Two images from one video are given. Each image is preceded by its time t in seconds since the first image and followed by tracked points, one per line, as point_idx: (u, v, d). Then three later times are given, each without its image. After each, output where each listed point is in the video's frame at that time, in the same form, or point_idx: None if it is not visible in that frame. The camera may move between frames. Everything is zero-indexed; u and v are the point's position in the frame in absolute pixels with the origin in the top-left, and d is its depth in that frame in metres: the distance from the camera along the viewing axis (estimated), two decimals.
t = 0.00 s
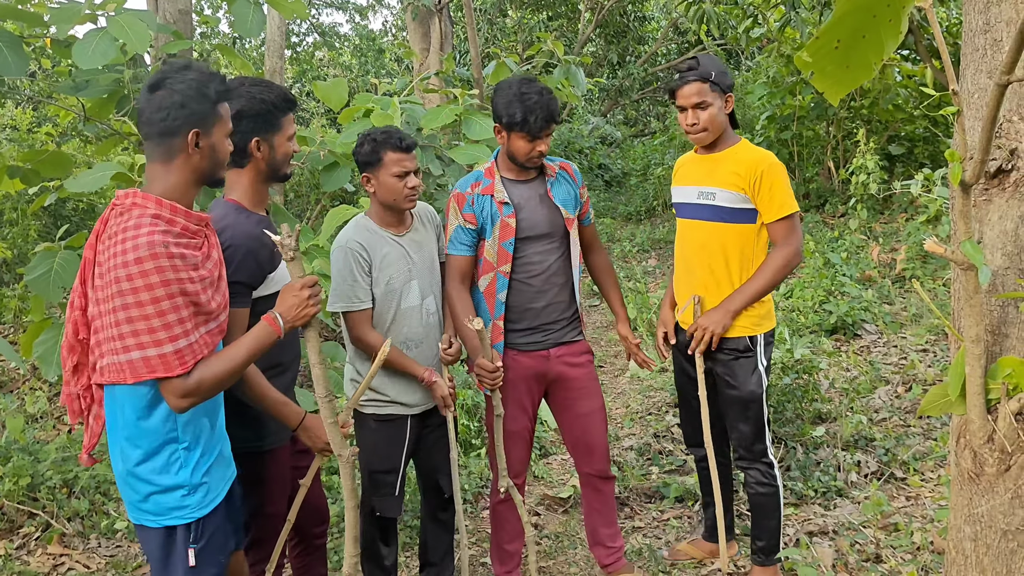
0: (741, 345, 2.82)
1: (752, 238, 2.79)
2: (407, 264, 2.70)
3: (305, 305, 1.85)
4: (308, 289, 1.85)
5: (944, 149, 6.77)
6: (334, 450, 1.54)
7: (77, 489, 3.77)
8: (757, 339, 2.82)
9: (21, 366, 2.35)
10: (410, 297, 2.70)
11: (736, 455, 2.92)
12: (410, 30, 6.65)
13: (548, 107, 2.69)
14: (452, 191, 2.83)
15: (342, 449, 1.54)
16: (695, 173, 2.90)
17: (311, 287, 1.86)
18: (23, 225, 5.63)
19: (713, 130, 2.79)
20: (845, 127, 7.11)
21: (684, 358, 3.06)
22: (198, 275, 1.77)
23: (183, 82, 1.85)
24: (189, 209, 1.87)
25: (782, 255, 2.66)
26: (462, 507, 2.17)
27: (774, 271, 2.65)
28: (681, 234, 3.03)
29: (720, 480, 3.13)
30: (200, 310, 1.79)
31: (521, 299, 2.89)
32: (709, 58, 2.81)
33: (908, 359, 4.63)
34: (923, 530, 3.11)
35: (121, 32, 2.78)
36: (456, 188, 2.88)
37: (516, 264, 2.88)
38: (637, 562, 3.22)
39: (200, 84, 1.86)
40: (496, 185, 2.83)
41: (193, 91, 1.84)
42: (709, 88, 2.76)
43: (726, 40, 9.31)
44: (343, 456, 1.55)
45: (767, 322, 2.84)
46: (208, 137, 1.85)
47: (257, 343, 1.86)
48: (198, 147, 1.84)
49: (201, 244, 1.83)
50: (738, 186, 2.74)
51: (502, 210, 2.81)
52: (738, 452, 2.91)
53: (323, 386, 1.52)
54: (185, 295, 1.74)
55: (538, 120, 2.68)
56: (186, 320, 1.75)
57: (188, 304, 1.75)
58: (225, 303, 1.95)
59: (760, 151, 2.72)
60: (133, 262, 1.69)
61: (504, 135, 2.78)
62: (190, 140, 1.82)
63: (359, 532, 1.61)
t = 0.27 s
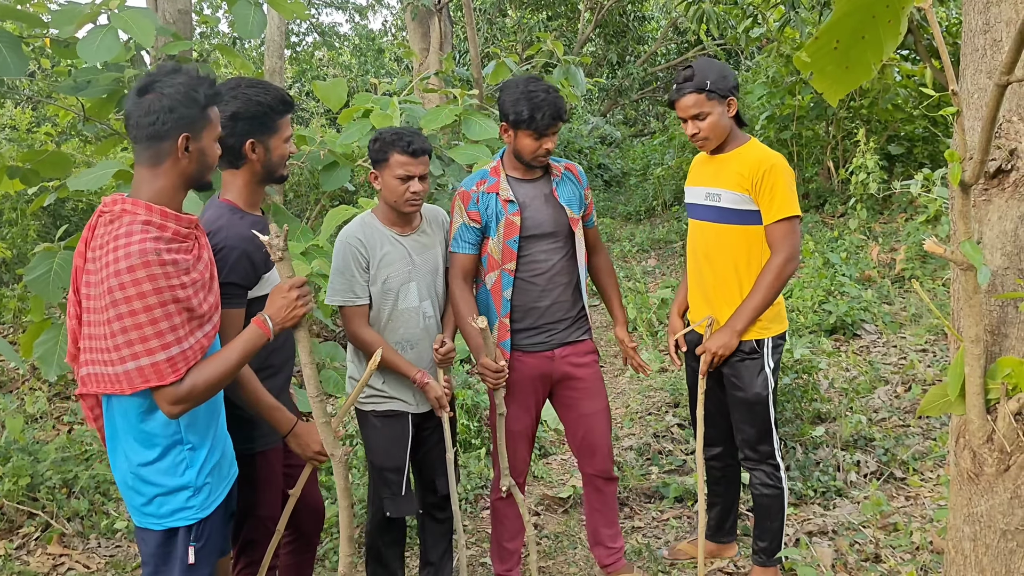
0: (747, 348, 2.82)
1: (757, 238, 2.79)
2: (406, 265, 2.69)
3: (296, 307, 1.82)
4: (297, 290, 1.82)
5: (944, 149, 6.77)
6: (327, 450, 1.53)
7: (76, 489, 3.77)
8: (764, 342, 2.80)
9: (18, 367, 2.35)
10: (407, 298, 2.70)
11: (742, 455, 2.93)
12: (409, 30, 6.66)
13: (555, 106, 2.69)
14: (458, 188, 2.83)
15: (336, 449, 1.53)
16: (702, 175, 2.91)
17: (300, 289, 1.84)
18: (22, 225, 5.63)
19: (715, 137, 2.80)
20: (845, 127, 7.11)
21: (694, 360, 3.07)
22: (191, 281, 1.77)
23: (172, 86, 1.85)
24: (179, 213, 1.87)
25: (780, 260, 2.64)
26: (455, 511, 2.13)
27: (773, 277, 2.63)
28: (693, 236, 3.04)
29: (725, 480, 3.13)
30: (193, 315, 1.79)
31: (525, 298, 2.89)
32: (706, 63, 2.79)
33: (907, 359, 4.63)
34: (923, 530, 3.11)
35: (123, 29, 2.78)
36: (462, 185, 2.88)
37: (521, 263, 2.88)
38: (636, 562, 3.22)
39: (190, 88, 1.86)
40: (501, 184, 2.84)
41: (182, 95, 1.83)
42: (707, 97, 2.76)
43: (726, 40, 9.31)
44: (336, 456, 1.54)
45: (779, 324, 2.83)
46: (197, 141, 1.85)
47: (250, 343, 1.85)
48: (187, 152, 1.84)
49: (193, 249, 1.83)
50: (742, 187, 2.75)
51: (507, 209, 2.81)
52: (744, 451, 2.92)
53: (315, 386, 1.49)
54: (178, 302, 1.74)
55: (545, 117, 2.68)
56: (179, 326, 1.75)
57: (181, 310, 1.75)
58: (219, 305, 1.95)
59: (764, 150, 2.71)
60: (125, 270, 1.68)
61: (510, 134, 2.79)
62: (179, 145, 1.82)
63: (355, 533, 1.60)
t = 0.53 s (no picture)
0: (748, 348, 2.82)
1: (757, 242, 2.79)
2: (393, 269, 2.67)
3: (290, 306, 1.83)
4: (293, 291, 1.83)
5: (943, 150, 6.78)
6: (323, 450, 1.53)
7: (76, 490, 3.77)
8: (765, 343, 2.80)
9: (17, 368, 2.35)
10: (396, 302, 2.68)
11: (742, 455, 2.93)
12: (409, 31, 6.66)
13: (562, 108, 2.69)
14: (461, 188, 2.85)
15: (331, 449, 1.53)
16: (701, 178, 2.92)
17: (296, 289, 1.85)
18: (22, 226, 5.63)
19: (707, 150, 2.81)
20: (844, 128, 7.12)
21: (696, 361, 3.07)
22: (186, 281, 1.77)
23: (168, 89, 1.85)
24: (174, 214, 1.87)
25: (773, 265, 2.65)
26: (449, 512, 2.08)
27: (769, 283, 2.64)
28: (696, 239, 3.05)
29: (726, 481, 3.13)
30: (188, 316, 1.79)
31: (528, 301, 2.89)
32: (685, 81, 2.76)
33: (907, 360, 4.63)
34: (922, 531, 3.11)
35: (123, 31, 2.78)
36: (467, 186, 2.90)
37: (523, 265, 2.89)
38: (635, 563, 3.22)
39: (185, 91, 1.86)
40: (506, 187, 2.85)
41: (177, 98, 1.83)
42: (694, 116, 2.75)
43: (725, 41, 9.32)
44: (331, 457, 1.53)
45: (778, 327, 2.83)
46: (192, 145, 1.85)
47: (245, 344, 1.85)
48: (181, 155, 1.84)
49: (188, 249, 1.83)
50: (740, 191, 2.76)
51: (511, 212, 2.82)
52: (743, 452, 2.92)
53: (310, 386, 1.49)
54: (174, 303, 1.74)
55: (554, 118, 2.68)
56: (175, 328, 1.75)
57: (176, 311, 1.75)
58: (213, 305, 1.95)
59: (762, 153, 2.71)
60: (120, 272, 1.68)
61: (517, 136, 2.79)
62: (173, 148, 1.82)
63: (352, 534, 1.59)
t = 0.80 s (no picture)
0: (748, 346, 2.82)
1: (756, 243, 2.79)
2: (382, 270, 2.66)
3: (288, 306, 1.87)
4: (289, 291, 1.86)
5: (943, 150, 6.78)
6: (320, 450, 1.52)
7: (76, 490, 3.77)
8: (765, 343, 2.80)
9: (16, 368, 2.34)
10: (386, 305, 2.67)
11: (740, 455, 2.93)
12: (409, 31, 6.66)
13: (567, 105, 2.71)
14: (466, 183, 2.89)
15: (328, 449, 1.54)
16: (700, 180, 2.91)
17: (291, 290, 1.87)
18: (22, 226, 5.63)
19: (707, 150, 2.81)
20: (843, 128, 7.13)
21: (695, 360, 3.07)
22: (183, 281, 1.77)
23: (165, 90, 1.85)
24: (171, 215, 1.87)
25: (773, 265, 2.65)
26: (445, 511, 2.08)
27: (770, 284, 2.64)
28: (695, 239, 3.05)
29: (726, 481, 3.13)
30: (185, 316, 1.79)
31: (528, 300, 2.89)
32: (680, 85, 2.76)
33: (907, 360, 4.63)
34: (922, 532, 3.11)
35: (123, 32, 2.78)
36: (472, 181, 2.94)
37: (524, 263, 2.89)
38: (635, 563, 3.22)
39: (183, 92, 1.86)
40: (510, 185, 2.86)
41: (174, 99, 1.83)
42: (693, 118, 2.75)
43: (724, 41, 9.32)
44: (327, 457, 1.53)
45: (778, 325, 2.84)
46: (189, 146, 1.85)
47: (241, 345, 1.87)
48: (178, 156, 1.84)
49: (185, 250, 1.83)
50: (739, 193, 2.76)
51: (513, 210, 2.84)
52: (742, 452, 2.92)
53: (307, 387, 1.50)
54: (170, 303, 1.74)
55: (552, 105, 2.70)
56: (171, 328, 1.75)
57: (173, 312, 1.75)
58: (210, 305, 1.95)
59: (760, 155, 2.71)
60: (117, 272, 1.69)
61: (523, 133, 2.80)
62: (170, 149, 1.82)
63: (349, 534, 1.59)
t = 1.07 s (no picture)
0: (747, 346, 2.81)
1: (755, 244, 2.78)
2: (385, 270, 2.66)
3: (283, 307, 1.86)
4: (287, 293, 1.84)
5: (942, 150, 6.78)
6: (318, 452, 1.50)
7: (75, 491, 3.77)
8: (764, 343, 2.80)
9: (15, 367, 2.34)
10: (387, 304, 2.67)
11: (739, 455, 2.93)
12: (408, 31, 6.66)
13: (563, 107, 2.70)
14: (463, 183, 2.89)
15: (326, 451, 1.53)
16: (698, 181, 2.91)
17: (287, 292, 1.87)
18: (21, 226, 5.63)
19: (705, 151, 2.80)
20: (843, 128, 7.14)
21: (694, 362, 3.07)
22: (178, 283, 1.77)
23: (161, 91, 1.85)
24: (167, 215, 1.86)
25: (772, 266, 2.65)
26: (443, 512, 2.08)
27: (769, 285, 2.64)
28: (694, 240, 3.05)
29: (726, 480, 3.12)
30: (180, 318, 1.79)
31: (526, 300, 2.89)
32: (680, 84, 2.76)
33: (906, 360, 4.63)
34: (922, 532, 3.11)
35: (121, 33, 2.77)
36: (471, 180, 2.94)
37: (521, 262, 2.89)
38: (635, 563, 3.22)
39: (178, 93, 1.85)
40: (506, 184, 2.86)
41: (170, 100, 1.83)
42: (692, 118, 2.75)
43: (723, 41, 9.32)
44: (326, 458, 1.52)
45: (778, 325, 2.85)
46: (184, 147, 1.85)
47: (237, 346, 1.87)
48: (174, 157, 1.84)
49: (180, 251, 1.83)
50: (738, 195, 2.75)
51: (509, 209, 2.83)
52: (741, 452, 2.92)
53: (305, 390, 1.47)
54: (164, 305, 1.74)
55: (552, 110, 2.69)
56: (166, 331, 1.75)
57: (168, 315, 1.75)
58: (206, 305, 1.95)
59: (759, 156, 2.71)
60: (111, 273, 1.68)
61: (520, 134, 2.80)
62: (165, 149, 1.82)
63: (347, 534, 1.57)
